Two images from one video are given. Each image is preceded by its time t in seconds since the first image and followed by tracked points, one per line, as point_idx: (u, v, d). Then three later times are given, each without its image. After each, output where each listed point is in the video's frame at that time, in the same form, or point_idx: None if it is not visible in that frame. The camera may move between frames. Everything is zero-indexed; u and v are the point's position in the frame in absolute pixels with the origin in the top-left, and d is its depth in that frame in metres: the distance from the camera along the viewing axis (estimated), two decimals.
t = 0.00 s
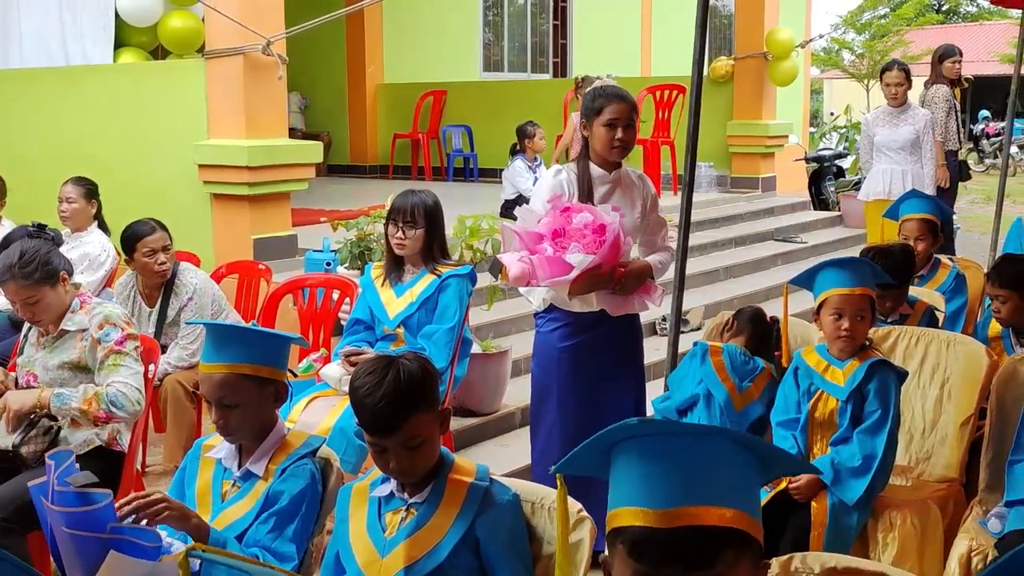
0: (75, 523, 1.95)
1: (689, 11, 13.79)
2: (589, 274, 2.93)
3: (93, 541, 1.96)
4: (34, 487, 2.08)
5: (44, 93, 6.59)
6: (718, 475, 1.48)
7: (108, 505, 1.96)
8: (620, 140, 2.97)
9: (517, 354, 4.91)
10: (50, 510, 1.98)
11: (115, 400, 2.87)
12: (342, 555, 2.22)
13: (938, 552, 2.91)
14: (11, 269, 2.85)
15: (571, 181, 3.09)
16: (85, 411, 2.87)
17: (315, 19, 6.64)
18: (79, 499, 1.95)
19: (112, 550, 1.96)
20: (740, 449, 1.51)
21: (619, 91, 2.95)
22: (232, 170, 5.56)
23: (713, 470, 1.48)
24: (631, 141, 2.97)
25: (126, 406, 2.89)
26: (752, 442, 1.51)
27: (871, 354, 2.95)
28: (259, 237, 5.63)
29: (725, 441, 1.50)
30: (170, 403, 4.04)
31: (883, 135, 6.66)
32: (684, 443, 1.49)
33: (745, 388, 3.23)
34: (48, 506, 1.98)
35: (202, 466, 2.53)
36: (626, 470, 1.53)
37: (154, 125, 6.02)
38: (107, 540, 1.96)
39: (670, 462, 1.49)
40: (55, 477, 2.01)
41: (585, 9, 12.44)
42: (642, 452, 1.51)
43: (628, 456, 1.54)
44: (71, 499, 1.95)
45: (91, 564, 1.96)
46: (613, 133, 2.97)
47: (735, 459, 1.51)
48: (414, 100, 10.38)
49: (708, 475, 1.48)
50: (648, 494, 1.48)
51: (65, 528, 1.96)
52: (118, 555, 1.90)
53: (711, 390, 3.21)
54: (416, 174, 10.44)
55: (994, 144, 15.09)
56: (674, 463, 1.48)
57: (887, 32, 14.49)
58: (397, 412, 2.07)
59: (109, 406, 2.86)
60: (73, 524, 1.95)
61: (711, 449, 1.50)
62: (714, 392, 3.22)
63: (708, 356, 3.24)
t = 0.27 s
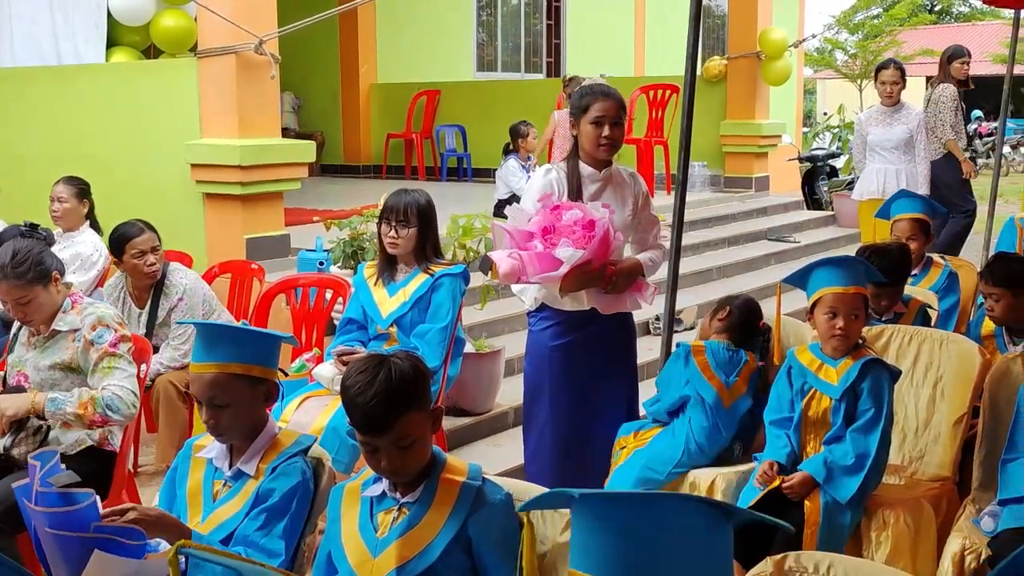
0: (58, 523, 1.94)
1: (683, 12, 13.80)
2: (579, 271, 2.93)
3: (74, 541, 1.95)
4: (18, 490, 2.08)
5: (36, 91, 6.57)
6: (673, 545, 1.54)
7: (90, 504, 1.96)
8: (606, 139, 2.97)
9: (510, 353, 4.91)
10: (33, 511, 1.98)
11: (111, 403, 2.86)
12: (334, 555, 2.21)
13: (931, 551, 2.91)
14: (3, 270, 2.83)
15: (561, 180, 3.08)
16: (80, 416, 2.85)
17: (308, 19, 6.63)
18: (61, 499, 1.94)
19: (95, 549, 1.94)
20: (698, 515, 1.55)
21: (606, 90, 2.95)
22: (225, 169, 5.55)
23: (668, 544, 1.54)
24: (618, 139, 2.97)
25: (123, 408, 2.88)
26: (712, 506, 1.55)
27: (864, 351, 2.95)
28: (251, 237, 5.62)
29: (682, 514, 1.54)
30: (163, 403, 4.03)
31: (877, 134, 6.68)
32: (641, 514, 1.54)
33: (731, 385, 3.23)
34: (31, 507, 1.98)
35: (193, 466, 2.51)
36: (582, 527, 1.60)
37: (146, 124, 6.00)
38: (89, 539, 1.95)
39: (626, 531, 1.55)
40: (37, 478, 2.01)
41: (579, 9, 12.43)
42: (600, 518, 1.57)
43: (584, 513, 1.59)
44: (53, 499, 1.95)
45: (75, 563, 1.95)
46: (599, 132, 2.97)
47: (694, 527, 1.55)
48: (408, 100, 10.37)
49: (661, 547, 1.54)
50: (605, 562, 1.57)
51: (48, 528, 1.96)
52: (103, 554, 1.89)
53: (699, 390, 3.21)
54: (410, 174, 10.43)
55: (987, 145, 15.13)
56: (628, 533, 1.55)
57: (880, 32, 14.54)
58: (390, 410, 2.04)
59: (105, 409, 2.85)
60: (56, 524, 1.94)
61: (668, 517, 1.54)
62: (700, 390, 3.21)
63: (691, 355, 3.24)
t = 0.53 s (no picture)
0: (49, 524, 1.92)
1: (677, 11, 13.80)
2: (572, 267, 2.92)
3: (67, 541, 1.93)
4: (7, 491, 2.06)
5: (28, 90, 6.54)
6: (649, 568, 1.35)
7: (83, 504, 1.94)
8: (597, 136, 2.97)
9: (503, 353, 4.90)
10: (26, 511, 1.96)
11: (101, 404, 2.85)
12: (325, 555, 2.19)
13: (924, 550, 2.92)
14: None
15: (551, 178, 3.08)
16: (70, 417, 2.84)
17: (301, 18, 6.62)
18: (53, 501, 1.92)
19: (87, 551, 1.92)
20: (676, 531, 1.36)
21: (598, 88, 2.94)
22: (217, 169, 5.53)
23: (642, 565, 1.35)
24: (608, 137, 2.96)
25: (114, 409, 2.86)
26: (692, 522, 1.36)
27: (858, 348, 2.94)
28: (244, 236, 5.60)
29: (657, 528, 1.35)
30: (154, 403, 4.00)
31: (870, 133, 6.68)
32: (610, 529, 1.36)
33: (727, 384, 3.24)
34: (24, 507, 1.96)
35: (183, 466, 2.50)
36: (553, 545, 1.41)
37: (138, 123, 5.98)
38: (83, 539, 1.93)
39: (594, 550, 1.36)
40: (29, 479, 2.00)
41: (572, 8, 12.41)
42: (567, 535, 1.39)
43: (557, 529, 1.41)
44: (44, 500, 1.93)
45: (68, 564, 1.94)
46: (590, 129, 2.96)
47: (672, 547, 1.36)
48: (401, 99, 10.35)
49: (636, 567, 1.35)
50: None
51: (40, 528, 1.94)
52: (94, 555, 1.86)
53: (692, 394, 3.23)
54: (403, 173, 10.41)
55: (980, 144, 15.14)
56: (599, 553, 1.36)
57: (872, 30, 14.65)
58: (380, 409, 2.03)
59: (96, 410, 2.84)
60: (47, 525, 1.92)
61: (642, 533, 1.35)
62: (698, 396, 3.22)
63: (683, 363, 3.26)
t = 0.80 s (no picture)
0: (39, 525, 1.90)
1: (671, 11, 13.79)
2: (577, 262, 2.89)
3: (58, 542, 1.91)
4: None
5: (20, 89, 6.51)
6: (636, 550, 1.41)
7: (74, 504, 1.91)
8: (588, 137, 2.95)
9: (497, 352, 4.89)
10: (15, 512, 1.94)
11: (92, 404, 2.83)
12: (317, 556, 2.18)
13: (919, 550, 2.91)
14: None
15: (544, 177, 3.06)
16: (60, 418, 2.81)
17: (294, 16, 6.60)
18: (45, 500, 1.90)
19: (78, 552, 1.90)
20: (664, 518, 1.42)
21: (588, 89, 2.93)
22: (209, 168, 5.50)
23: (636, 549, 1.41)
24: (599, 138, 2.95)
25: (105, 409, 2.85)
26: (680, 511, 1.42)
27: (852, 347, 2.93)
28: (236, 235, 5.58)
29: (645, 514, 1.41)
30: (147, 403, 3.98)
31: (864, 132, 6.68)
32: (606, 517, 1.42)
33: (718, 383, 3.25)
34: (14, 507, 1.94)
35: (174, 466, 2.48)
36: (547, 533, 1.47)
37: (130, 122, 5.95)
38: (74, 539, 1.91)
39: (591, 538, 1.43)
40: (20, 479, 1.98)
41: (565, 8, 12.40)
42: (558, 515, 1.45)
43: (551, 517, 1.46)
44: (37, 500, 1.91)
45: (59, 565, 1.91)
46: (581, 131, 2.95)
47: (662, 534, 1.42)
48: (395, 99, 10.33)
49: (629, 550, 1.41)
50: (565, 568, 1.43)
51: (30, 529, 1.92)
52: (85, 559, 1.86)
53: (683, 392, 3.24)
54: (397, 172, 10.39)
55: (974, 143, 15.16)
56: (589, 533, 1.42)
57: (866, 30, 14.74)
58: (372, 409, 2.01)
59: (87, 410, 2.82)
60: (36, 525, 1.90)
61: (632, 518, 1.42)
62: (691, 396, 3.23)
63: (666, 365, 3.28)
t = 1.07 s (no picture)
0: (40, 521, 1.89)
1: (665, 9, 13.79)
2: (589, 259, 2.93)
3: (56, 538, 1.89)
4: None
5: (12, 88, 6.49)
6: (651, 513, 1.55)
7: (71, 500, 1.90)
8: (585, 145, 2.95)
9: (491, 351, 4.88)
10: (18, 508, 1.93)
11: (84, 404, 2.81)
12: (311, 556, 2.16)
13: (914, 550, 2.90)
14: None
15: (536, 176, 3.05)
16: (54, 420, 2.81)
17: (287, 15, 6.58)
18: (44, 498, 1.88)
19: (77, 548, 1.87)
20: (675, 483, 1.57)
21: (590, 93, 2.87)
22: (202, 166, 5.48)
23: (652, 508, 1.55)
24: (596, 147, 2.95)
25: (97, 408, 2.83)
26: (691, 477, 1.57)
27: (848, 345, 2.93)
28: (230, 234, 5.56)
29: (658, 478, 1.56)
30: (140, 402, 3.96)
31: (858, 131, 6.66)
32: (625, 479, 1.56)
33: (716, 383, 3.24)
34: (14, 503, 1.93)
35: (167, 466, 2.46)
36: (566, 499, 1.60)
37: (123, 121, 5.93)
38: (72, 535, 1.88)
39: (611, 499, 1.56)
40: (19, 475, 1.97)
41: (559, 6, 12.38)
42: (578, 485, 1.59)
43: (570, 483, 1.60)
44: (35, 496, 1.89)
45: (57, 562, 1.89)
46: (579, 138, 2.94)
47: (674, 498, 1.57)
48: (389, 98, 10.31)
49: (646, 509, 1.55)
50: (586, 533, 1.56)
51: (31, 526, 1.91)
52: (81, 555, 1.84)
53: (681, 394, 3.22)
54: (391, 171, 10.37)
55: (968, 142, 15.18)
56: (608, 498, 1.56)
57: (860, 29, 14.77)
58: (367, 409, 2.00)
59: (79, 410, 2.80)
60: (36, 522, 1.89)
61: (648, 483, 1.56)
62: (691, 398, 3.21)
63: (663, 368, 3.25)
